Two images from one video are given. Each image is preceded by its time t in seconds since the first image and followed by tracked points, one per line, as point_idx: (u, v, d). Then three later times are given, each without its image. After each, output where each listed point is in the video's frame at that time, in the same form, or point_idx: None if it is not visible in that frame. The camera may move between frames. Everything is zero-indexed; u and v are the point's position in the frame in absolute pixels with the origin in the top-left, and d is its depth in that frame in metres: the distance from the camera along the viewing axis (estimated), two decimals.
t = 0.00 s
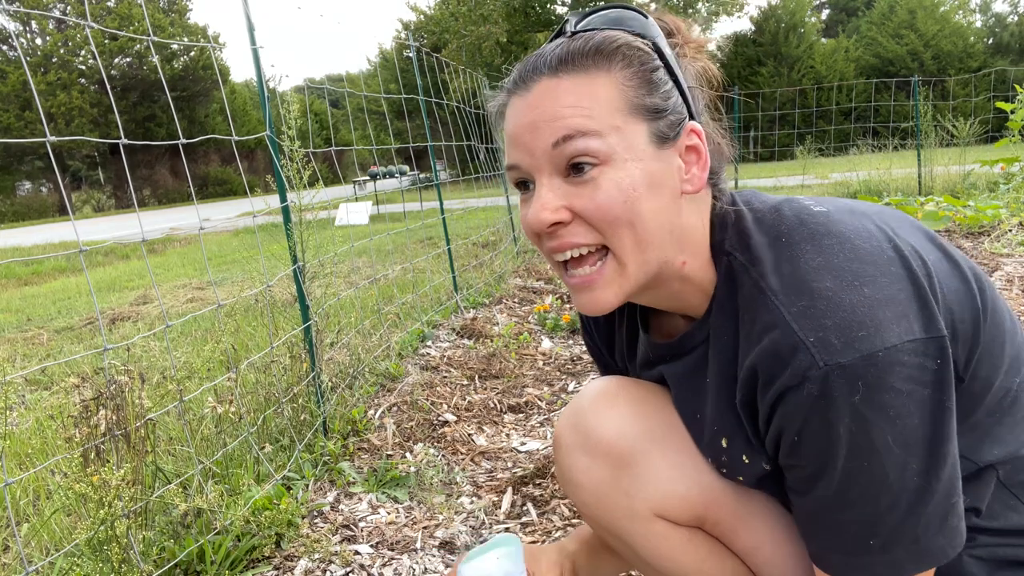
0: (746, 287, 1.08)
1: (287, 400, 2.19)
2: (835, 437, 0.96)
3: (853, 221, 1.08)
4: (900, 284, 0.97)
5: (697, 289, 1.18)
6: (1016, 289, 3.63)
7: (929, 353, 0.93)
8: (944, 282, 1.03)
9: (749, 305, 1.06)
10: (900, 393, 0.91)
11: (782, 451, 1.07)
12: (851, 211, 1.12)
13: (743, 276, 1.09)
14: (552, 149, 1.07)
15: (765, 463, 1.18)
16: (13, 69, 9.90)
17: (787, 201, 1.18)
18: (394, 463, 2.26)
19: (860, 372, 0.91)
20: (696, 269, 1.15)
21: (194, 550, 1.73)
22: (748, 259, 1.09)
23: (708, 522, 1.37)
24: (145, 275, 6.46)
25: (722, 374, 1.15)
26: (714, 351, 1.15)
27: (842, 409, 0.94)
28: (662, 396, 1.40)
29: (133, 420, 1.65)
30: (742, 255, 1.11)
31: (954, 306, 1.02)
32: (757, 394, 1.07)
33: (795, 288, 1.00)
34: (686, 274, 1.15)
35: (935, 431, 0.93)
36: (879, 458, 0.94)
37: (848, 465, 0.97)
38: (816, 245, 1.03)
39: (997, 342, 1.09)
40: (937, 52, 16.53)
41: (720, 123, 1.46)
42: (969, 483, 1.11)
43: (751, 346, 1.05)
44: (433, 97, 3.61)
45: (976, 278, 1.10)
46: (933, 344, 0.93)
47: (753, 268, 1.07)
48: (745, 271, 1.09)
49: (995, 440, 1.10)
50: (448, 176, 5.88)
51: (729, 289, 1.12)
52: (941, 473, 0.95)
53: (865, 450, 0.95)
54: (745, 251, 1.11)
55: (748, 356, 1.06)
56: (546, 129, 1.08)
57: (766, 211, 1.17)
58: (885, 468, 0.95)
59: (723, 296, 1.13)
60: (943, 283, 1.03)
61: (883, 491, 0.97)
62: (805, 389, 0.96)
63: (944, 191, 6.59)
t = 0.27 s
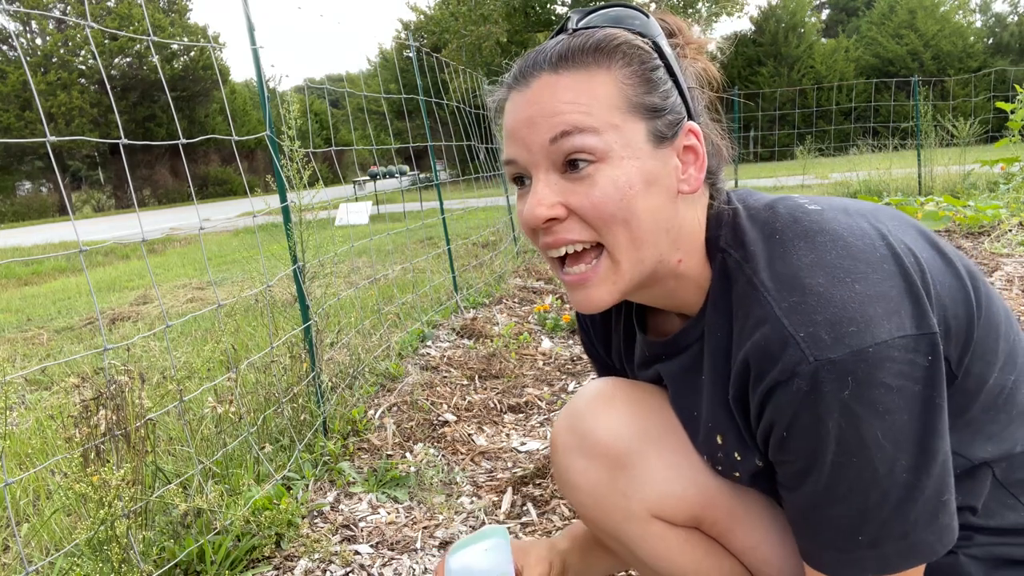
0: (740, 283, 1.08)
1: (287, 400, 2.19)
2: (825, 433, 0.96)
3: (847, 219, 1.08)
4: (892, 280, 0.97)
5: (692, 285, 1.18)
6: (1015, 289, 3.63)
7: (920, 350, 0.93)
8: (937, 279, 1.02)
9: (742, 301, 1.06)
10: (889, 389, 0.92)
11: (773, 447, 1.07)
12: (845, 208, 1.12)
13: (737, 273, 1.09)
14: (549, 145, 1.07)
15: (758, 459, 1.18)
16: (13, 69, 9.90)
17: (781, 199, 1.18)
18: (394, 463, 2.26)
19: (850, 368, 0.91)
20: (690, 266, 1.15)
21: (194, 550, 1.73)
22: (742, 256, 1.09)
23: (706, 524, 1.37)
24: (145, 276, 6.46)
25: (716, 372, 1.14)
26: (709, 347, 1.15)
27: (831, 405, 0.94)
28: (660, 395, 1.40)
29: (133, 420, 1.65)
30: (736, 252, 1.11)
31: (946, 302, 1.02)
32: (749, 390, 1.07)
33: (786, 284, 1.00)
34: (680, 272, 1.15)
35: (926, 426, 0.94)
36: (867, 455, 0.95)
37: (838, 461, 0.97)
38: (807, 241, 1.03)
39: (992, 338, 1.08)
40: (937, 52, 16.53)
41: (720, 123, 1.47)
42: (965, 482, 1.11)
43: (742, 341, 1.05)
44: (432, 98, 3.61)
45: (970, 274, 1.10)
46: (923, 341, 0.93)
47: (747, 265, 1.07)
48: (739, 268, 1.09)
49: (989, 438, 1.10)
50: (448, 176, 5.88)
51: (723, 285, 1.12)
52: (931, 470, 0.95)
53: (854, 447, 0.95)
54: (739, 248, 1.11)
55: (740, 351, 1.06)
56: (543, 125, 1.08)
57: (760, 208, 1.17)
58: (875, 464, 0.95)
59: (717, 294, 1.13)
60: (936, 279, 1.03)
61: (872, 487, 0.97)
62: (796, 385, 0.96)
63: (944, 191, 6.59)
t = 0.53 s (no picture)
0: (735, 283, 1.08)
1: (287, 400, 2.19)
2: (820, 433, 0.96)
3: (842, 219, 1.08)
4: (887, 280, 0.97)
5: (688, 285, 1.17)
6: (1015, 289, 3.63)
7: (915, 350, 0.93)
8: (933, 279, 1.02)
9: (737, 301, 1.06)
10: (883, 389, 0.92)
11: (768, 446, 1.07)
12: (841, 208, 1.12)
13: (732, 273, 1.09)
14: (542, 147, 1.08)
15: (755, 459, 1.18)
16: (13, 69, 9.89)
17: (777, 199, 1.18)
18: (394, 463, 2.26)
19: (844, 368, 0.91)
20: (686, 267, 1.15)
21: (194, 550, 1.73)
22: (737, 257, 1.09)
23: (704, 525, 1.37)
24: (145, 276, 6.46)
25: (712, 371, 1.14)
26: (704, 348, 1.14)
27: (825, 405, 0.94)
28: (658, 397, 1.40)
29: (133, 420, 1.65)
30: (731, 252, 1.11)
31: (942, 302, 1.02)
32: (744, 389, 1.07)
33: (781, 284, 1.00)
34: (675, 272, 1.15)
35: (921, 426, 0.94)
36: (863, 454, 0.94)
37: (833, 461, 0.97)
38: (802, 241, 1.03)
39: (989, 338, 1.08)
40: (937, 52, 16.53)
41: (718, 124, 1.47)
42: (962, 482, 1.11)
43: (737, 342, 1.05)
44: (433, 97, 3.61)
45: (967, 274, 1.10)
46: (918, 341, 0.93)
47: (742, 265, 1.07)
48: (734, 268, 1.08)
49: (987, 437, 1.10)
50: (448, 176, 5.88)
51: (718, 285, 1.12)
52: (927, 469, 0.95)
53: (849, 447, 0.95)
54: (734, 248, 1.11)
55: (735, 351, 1.06)
56: (536, 125, 1.08)
57: (755, 208, 1.17)
58: (871, 464, 0.95)
59: (713, 294, 1.12)
60: (932, 279, 1.02)
61: (868, 486, 0.97)
62: (790, 385, 0.96)
63: (944, 191, 6.59)
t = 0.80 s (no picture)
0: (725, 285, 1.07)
1: (287, 400, 2.19)
2: (810, 434, 0.96)
3: (831, 220, 1.08)
4: (876, 280, 0.97)
5: (678, 286, 1.17)
6: (1015, 289, 3.63)
7: (904, 349, 0.93)
8: (921, 279, 1.03)
9: (726, 302, 1.06)
10: (872, 390, 0.92)
11: (759, 448, 1.07)
12: (830, 209, 1.12)
13: (722, 275, 1.09)
14: (531, 147, 1.09)
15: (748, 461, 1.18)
16: (13, 69, 9.89)
17: (766, 200, 1.18)
18: (394, 463, 2.26)
19: (833, 368, 0.92)
20: (676, 269, 1.15)
21: (194, 550, 1.73)
22: (726, 258, 1.09)
23: (700, 529, 1.37)
24: (145, 275, 6.46)
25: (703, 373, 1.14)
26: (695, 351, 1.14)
27: (815, 406, 0.94)
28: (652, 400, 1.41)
29: (133, 420, 1.65)
30: (721, 254, 1.10)
31: (931, 302, 1.02)
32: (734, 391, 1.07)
33: (769, 285, 1.00)
34: (666, 273, 1.15)
35: (911, 426, 0.94)
36: (853, 455, 0.95)
37: (823, 462, 0.97)
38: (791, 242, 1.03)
39: (979, 337, 1.09)
40: (937, 52, 16.53)
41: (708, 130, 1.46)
42: (957, 482, 1.11)
43: (727, 343, 1.05)
44: (433, 98, 3.60)
45: (956, 273, 1.10)
46: (907, 341, 0.93)
47: (731, 267, 1.07)
48: (724, 270, 1.08)
49: (981, 436, 1.10)
50: (448, 176, 5.88)
51: (709, 287, 1.11)
52: (919, 469, 0.95)
53: (839, 448, 0.95)
54: (724, 250, 1.11)
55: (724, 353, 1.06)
56: (525, 127, 1.09)
57: (744, 210, 1.17)
58: (862, 465, 0.95)
59: (703, 296, 1.12)
60: (921, 278, 1.03)
61: (859, 488, 0.97)
62: (779, 387, 0.96)
63: (944, 191, 6.59)
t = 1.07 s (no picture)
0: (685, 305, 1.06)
1: (287, 400, 2.19)
2: (772, 454, 0.96)
3: (793, 227, 1.07)
4: (833, 295, 0.96)
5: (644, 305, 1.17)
6: (1015, 289, 3.63)
7: (862, 364, 0.93)
8: (881, 289, 1.02)
9: (686, 322, 1.05)
10: (831, 408, 0.92)
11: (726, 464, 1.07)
12: (791, 216, 1.11)
13: (682, 293, 1.07)
14: (475, 176, 1.09)
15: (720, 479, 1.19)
16: (13, 69, 9.88)
17: (729, 209, 1.16)
18: (394, 463, 2.26)
19: (790, 389, 0.91)
20: (635, 289, 1.15)
21: (194, 549, 1.73)
22: (685, 277, 1.07)
23: (688, 540, 1.35)
24: (145, 275, 6.46)
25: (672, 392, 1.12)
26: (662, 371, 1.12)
27: (774, 427, 0.94)
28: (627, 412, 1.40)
29: (133, 420, 1.65)
30: (680, 272, 1.09)
31: (892, 310, 1.02)
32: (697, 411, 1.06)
33: (725, 304, 0.99)
34: (625, 292, 1.15)
35: (873, 441, 0.94)
36: (817, 473, 0.95)
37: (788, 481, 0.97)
38: (749, 256, 1.02)
39: (948, 339, 1.08)
40: (937, 52, 16.54)
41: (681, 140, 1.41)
42: (936, 485, 1.12)
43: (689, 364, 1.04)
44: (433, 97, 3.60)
45: (923, 275, 1.09)
46: (865, 356, 0.93)
47: (690, 286, 1.06)
48: (683, 288, 1.07)
49: (957, 439, 1.11)
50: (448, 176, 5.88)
51: (671, 308, 1.10)
52: (883, 482, 0.96)
53: (802, 466, 0.95)
54: (684, 267, 1.09)
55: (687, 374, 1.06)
56: (470, 156, 1.09)
57: (703, 224, 1.14)
58: (827, 482, 0.95)
59: (665, 316, 1.11)
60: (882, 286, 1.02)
61: (824, 505, 0.97)
62: (737, 409, 0.96)
63: (944, 191, 6.60)
